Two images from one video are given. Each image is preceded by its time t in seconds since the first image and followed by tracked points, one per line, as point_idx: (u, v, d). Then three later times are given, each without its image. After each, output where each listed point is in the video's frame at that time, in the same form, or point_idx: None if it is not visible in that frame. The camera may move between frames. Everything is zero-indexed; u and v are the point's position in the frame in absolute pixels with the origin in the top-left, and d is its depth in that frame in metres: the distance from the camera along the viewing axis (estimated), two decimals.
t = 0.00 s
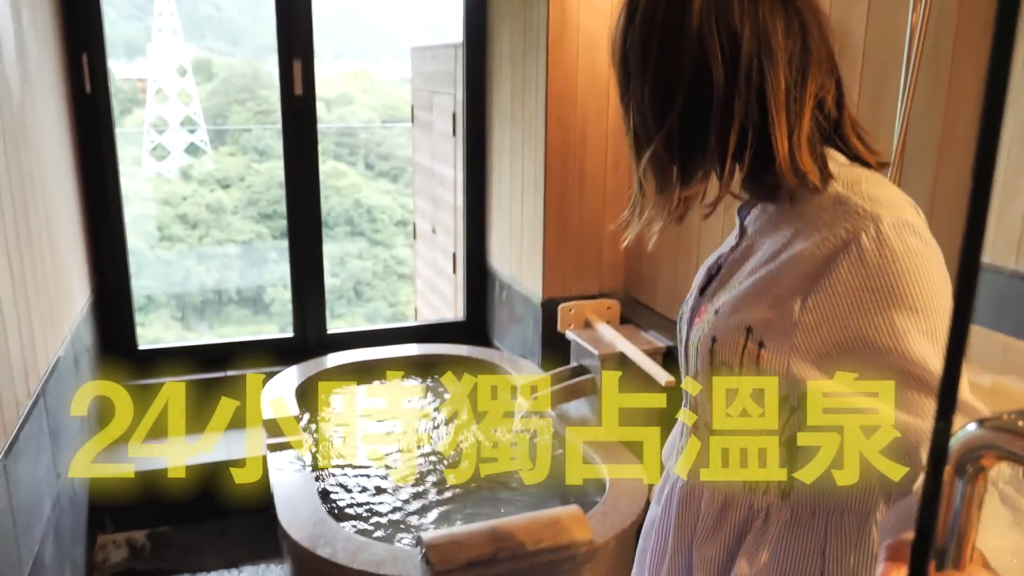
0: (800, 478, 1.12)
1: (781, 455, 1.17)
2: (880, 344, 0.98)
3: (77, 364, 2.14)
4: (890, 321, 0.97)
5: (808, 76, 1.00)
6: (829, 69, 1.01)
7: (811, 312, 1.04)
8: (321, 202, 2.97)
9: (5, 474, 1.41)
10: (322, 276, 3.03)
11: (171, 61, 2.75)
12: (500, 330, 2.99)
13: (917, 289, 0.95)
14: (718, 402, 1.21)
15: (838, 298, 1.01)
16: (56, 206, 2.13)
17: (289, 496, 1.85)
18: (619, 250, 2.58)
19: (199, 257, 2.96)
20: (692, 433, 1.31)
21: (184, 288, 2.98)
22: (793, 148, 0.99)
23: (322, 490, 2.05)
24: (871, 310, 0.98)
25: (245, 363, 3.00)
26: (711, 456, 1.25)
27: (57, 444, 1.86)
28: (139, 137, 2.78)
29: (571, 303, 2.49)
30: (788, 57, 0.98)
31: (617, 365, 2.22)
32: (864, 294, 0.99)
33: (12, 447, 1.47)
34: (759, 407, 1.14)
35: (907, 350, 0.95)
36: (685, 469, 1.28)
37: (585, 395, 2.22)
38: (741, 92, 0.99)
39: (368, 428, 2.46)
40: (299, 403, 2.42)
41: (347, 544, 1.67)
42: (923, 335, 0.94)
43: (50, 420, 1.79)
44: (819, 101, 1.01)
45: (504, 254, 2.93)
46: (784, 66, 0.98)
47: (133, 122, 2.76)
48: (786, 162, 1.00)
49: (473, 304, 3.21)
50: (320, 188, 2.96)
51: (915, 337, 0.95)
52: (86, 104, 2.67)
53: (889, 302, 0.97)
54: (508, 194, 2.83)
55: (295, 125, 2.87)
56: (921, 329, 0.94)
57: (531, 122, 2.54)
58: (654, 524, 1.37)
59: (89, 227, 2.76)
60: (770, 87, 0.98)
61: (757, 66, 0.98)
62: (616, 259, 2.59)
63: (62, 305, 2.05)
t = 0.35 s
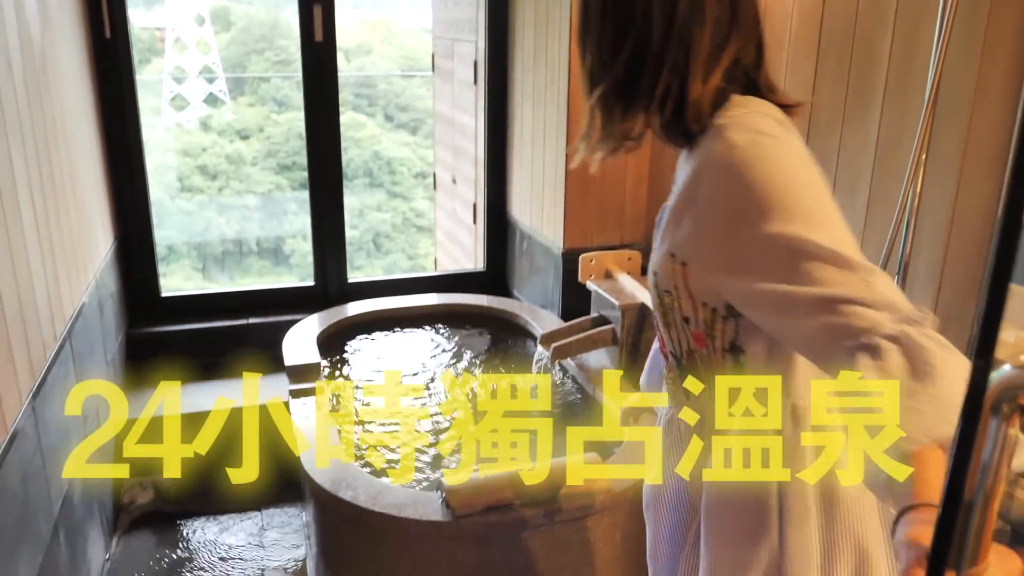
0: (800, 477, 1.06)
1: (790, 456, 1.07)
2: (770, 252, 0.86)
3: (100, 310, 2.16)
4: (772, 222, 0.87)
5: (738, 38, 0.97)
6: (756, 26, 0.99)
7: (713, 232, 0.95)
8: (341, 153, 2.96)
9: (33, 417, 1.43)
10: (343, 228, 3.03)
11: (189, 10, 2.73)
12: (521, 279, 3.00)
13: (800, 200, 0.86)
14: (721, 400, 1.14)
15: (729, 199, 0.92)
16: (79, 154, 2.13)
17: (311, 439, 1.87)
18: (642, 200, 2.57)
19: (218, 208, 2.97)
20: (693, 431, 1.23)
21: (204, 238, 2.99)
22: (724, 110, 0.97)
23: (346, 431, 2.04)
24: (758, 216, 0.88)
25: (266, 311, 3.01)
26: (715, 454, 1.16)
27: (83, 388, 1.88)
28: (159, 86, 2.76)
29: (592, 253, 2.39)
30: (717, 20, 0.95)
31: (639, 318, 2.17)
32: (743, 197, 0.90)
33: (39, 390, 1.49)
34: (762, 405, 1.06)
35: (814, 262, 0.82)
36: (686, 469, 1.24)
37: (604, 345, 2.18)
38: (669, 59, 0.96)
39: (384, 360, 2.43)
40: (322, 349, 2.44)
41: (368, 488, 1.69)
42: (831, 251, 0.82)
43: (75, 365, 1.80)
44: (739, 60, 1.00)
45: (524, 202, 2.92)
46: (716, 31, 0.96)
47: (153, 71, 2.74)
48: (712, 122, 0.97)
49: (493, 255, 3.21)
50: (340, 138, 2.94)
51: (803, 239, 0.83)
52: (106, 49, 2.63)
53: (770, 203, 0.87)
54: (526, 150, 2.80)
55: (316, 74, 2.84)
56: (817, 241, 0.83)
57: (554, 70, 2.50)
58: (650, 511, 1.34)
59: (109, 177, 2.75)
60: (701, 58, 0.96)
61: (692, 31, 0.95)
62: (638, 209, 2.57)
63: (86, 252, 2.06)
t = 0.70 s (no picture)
0: (801, 477, 0.95)
1: (786, 452, 0.97)
2: (697, 258, 0.96)
3: (121, 274, 2.19)
4: (688, 224, 0.96)
5: (644, 82, 1.07)
6: (662, 84, 1.09)
7: (648, 255, 1.05)
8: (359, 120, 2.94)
9: (56, 379, 1.45)
10: (361, 197, 3.04)
11: None
12: (538, 248, 3.00)
13: (705, 190, 0.96)
14: (723, 401, 1.13)
15: (651, 216, 1.01)
16: (99, 120, 2.13)
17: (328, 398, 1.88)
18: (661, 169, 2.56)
19: (236, 176, 2.97)
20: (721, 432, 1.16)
21: (222, 206, 3.00)
22: (633, 151, 1.07)
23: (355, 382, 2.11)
24: (677, 224, 0.98)
25: (282, 277, 3.03)
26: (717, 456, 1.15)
27: (104, 350, 1.90)
28: (177, 54, 2.75)
29: (610, 222, 2.39)
30: (621, 70, 1.06)
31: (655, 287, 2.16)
32: (662, 213, 0.99)
33: (61, 351, 1.51)
34: (764, 403, 0.98)
35: (731, 252, 0.93)
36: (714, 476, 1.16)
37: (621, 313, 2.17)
38: (570, 113, 1.09)
39: (401, 326, 2.48)
40: (340, 315, 2.45)
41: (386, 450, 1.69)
42: (738, 234, 0.93)
43: (96, 327, 1.82)
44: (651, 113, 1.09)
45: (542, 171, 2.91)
46: (619, 82, 1.07)
47: (171, 38, 2.73)
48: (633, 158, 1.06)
49: (511, 224, 3.21)
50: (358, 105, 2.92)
51: (712, 230, 0.94)
52: (124, 15, 2.61)
53: (684, 205, 0.97)
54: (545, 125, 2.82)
55: (334, 41, 2.83)
56: (726, 227, 0.93)
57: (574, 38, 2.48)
58: (686, 514, 1.25)
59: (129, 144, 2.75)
60: (605, 106, 1.07)
61: (595, 83, 1.07)
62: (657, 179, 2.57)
63: (106, 216, 2.07)
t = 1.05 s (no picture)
0: (806, 477, 0.98)
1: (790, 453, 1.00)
2: (677, 301, 1.02)
3: (134, 252, 2.20)
4: (664, 267, 1.03)
5: (610, 145, 1.13)
6: (625, 146, 1.14)
7: (643, 301, 1.10)
8: (369, 101, 2.95)
9: (70, 355, 1.47)
10: (372, 177, 3.05)
11: None
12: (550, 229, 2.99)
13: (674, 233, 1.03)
14: (725, 402, 1.09)
15: (631, 263, 1.07)
16: (111, 98, 2.13)
17: (338, 374, 1.88)
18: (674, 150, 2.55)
19: (248, 156, 2.98)
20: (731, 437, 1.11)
21: (234, 186, 3.00)
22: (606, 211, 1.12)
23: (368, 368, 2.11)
24: (655, 268, 1.04)
25: (295, 256, 3.04)
26: (720, 455, 1.15)
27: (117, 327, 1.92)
28: (189, 34, 2.75)
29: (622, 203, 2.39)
30: (586, 137, 1.12)
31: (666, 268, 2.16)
32: (640, 261, 1.05)
33: (75, 328, 1.52)
34: (769, 406, 0.99)
35: (701, 290, 0.99)
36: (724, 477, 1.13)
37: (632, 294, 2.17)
38: (544, 184, 1.14)
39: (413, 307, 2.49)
40: (350, 295, 2.45)
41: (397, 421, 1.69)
42: (707, 272, 0.99)
43: (110, 304, 1.84)
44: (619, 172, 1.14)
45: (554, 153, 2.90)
46: (585, 149, 1.12)
47: (183, 18, 2.72)
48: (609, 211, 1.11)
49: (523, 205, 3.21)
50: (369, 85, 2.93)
51: (683, 271, 1.00)
52: None
53: (658, 251, 1.03)
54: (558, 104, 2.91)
55: (345, 20, 2.82)
56: (695, 266, 1.00)
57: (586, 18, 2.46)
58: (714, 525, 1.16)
59: (141, 123, 2.75)
60: (574, 173, 1.12)
61: (562, 152, 1.12)
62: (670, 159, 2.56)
63: (119, 194, 2.08)
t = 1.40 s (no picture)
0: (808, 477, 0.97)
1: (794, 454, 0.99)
2: (672, 301, 0.99)
3: (145, 223, 2.21)
4: (659, 266, 1.00)
5: (602, 164, 1.11)
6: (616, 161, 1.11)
7: (645, 304, 1.07)
8: (379, 74, 2.95)
9: (83, 324, 1.48)
10: (381, 148, 3.05)
11: None
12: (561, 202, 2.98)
13: (667, 232, 1.01)
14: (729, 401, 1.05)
15: (628, 262, 1.04)
16: (121, 70, 2.13)
17: (348, 347, 1.89)
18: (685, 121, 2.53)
19: (259, 130, 2.97)
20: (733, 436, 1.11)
21: (245, 159, 3.00)
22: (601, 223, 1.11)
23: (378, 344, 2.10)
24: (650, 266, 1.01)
25: (306, 228, 3.04)
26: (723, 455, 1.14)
27: (130, 298, 1.93)
28: (198, 6, 2.74)
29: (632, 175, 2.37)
30: (578, 156, 1.10)
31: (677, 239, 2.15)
32: (637, 261, 1.03)
33: (87, 296, 1.53)
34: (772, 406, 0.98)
35: (696, 289, 0.96)
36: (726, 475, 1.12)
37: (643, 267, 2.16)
38: (536, 203, 1.13)
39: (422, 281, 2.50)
40: (361, 267, 2.46)
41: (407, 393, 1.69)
42: (700, 271, 0.96)
43: (122, 275, 1.85)
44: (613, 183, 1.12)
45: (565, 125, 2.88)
46: (576, 168, 1.10)
47: None
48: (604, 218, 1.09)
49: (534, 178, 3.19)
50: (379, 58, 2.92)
51: (678, 272, 0.97)
52: None
53: (654, 251, 1.01)
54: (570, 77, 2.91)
55: None
56: (689, 265, 0.97)
57: None
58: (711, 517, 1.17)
59: (152, 96, 2.75)
60: (564, 193, 1.11)
61: (554, 173, 1.10)
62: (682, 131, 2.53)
63: (130, 166, 2.08)
